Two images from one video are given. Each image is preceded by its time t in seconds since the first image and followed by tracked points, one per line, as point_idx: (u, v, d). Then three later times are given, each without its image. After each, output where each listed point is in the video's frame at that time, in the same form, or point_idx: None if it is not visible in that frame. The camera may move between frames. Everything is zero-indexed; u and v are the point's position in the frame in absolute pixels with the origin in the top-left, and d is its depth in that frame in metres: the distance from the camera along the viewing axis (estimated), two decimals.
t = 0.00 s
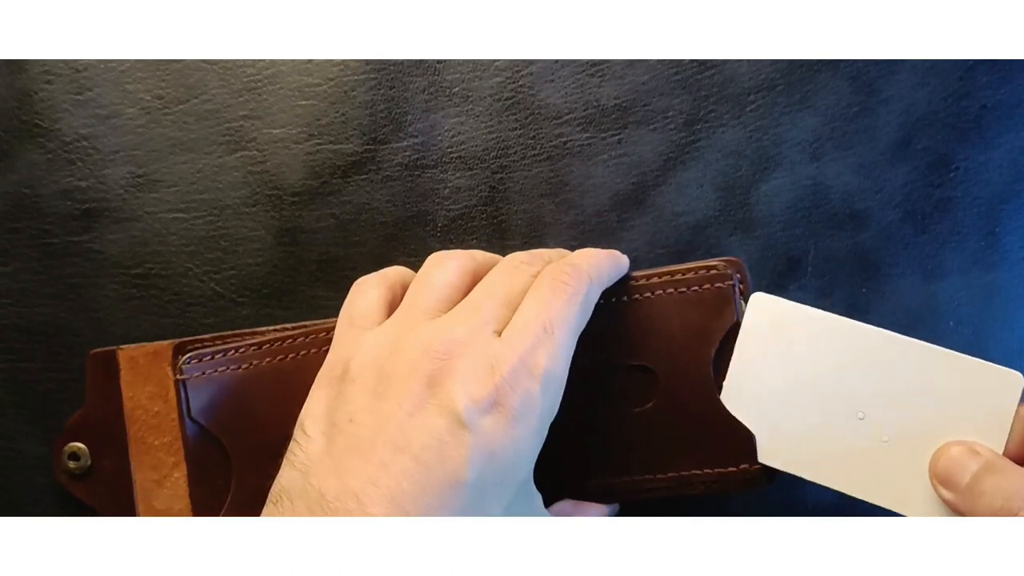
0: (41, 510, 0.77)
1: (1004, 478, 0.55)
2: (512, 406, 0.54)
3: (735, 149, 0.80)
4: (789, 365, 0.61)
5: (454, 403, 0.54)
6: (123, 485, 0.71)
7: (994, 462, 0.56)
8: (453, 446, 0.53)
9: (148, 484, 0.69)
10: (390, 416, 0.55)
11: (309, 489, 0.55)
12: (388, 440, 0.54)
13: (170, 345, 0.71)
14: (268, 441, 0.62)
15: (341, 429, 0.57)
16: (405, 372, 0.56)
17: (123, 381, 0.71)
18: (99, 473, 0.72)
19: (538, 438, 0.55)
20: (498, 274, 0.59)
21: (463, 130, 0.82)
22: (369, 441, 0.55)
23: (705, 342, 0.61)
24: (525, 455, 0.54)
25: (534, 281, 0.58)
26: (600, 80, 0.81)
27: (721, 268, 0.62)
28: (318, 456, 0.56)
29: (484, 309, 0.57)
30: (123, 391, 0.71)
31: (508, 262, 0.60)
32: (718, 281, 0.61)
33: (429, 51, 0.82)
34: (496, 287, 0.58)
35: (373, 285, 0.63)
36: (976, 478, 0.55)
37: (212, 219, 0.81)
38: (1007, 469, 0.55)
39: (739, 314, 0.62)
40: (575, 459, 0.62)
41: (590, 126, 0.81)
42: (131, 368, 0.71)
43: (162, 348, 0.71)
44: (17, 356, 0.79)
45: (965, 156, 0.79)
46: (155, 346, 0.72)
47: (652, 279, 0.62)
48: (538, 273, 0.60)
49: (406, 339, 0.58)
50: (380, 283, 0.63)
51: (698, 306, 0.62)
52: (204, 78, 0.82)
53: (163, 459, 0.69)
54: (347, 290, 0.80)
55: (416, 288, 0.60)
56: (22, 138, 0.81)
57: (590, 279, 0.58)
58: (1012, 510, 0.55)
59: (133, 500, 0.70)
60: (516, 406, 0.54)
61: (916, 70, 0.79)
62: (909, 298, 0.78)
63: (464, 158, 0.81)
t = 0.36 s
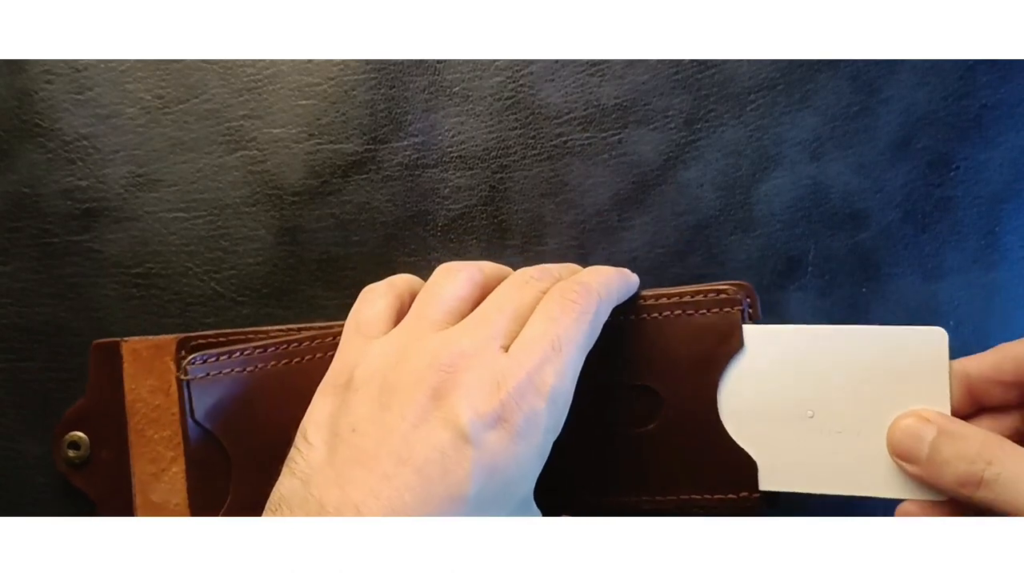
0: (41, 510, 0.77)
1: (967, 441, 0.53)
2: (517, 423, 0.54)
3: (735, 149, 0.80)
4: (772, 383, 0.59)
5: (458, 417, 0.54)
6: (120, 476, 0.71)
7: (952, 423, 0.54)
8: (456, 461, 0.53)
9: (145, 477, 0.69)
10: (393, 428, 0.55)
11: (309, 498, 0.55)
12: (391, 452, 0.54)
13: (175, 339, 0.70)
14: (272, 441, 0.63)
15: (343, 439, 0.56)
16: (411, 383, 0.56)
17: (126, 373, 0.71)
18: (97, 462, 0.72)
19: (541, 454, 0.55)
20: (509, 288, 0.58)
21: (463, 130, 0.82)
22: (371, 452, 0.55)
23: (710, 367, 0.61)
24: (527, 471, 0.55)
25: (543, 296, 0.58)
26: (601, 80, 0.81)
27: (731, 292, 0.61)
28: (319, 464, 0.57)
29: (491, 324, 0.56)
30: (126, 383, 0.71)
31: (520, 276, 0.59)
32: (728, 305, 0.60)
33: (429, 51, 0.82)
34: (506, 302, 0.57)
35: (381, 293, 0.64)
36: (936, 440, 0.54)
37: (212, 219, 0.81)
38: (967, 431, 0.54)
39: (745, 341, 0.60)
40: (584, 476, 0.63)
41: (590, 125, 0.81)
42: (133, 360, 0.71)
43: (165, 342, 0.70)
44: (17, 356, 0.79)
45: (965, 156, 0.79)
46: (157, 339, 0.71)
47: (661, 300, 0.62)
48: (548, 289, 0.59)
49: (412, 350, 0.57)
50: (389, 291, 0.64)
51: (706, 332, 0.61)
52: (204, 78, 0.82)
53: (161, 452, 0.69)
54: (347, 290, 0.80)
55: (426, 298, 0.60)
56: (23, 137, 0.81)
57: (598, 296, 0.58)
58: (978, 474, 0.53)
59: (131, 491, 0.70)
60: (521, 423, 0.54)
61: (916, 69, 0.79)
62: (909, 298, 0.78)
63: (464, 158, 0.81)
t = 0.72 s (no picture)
0: (42, 510, 0.77)
1: (863, 420, 0.55)
2: (520, 423, 0.54)
3: (735, 149, 0.80)
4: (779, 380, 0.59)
5: (461, 417, 0.54)
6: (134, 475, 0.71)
7: (847, 406, 0.56)
8: (459, 461, 0.53)
9: (156, 480, 0.68)
10: (396, 429, 0.55)
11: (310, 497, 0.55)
12: (393, 453, 0.54)
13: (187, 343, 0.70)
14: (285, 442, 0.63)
15: (347, 439, 0.57)
16: (416, 383, 0.56)
17: (137, 374, 0.70)
18: (110, 462, 0.73)
19: (544, 454, 0.55)
20: (515, 289, 0.58)
21: (463, 130, 0.82)
22: (374, 451, 0.55)
23: (724, 368, 0.60)
24: (531, 471, 0.54)
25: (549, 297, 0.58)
26: (600, 80, 0.81)
27: (741, 291, 0.60)
28: (321, 465, 0.56)
29: (497, 324, 0.57)
30: (137, 384, 0.70)
31: (527, 278, 0.59)
32: (739, 305, 0.60)
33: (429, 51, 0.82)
34: (513, 302, 0.58)
35: (390, 293, 0.64)
36: (835, 421, 0.56)
37: (212, 219, 0.81)
38: (862, 411, 0.56)
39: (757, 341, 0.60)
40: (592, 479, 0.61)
41: (590, 125, 0.81)
42: (144, 362, 0.70)
43: (177, 343, 0.70)
44: (17, 356, 0.79)
45: (965, 156, 0.79)
46: (170, 341, 0.71)
47: (672, 299, 0.61)
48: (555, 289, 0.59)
49: (418, 350, 0.58)
50: (397, 292, 0.64)
51: (717, 332, 0.60)
52: (204, 78, 0.82)
53: (173, 454, 0.68)
54: (347, 290, 0.80)
55: (432, 298, 0.60)
56: (23, 137, 0.81)
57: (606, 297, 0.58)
58: (875, 449, 0.54)
59: (144, 492, 0.69)
60: (524, 423, 0.54)
61: (916, 69, 0.79)
62: (909, 298, 0.78)
63: (464, 158, 0.81)
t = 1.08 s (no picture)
0: (41, 510, 0.77)
1: (911, 391, 0.57)
2: (508, 409, 0.53)
3: (736, 148, 0.80)
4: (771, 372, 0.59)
5: (449, 404, 0.53)
6: (127, 473, 0.71)
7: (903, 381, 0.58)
8: (446, 447, 0.53)
9: (151, 476, 0.69)
10: (384, 417, 0.55)
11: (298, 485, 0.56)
12: (380, 440, 0.54)
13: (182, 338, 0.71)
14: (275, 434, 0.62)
15: (336, 427, 0.57)
16: (403, 370, 0.56)
17: (131, 370, 0.71)
18: (104, 460, 0.72)
19: (534, 443, 0.54)
20: (505, 279, 0.58)
21: (463, 130, 0.82)
22: (363, 438, 0.55)
23: (716, 359, 0.60)
24: (519, 459, 0.54)
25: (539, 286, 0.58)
26: (600, 80, 0.81)
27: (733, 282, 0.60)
28: (311, 453, 0.57)
29: (486, 313, 0.56)
30: (131, 380, 0.71)
31: (517, 269, 0.59)
32: (729, 296, 0.59)
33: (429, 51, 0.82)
34: (502, 291, 0.57)
35: (381, 284, 0.64)
36: (887, 394, 0.57)
37: (212, 219, 0.81)
38: (915, 385, 0.58)
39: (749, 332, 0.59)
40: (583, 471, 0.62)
41: (590, 126, 0.81)
42: (139, 357, 0.71)
43: (172, 339, 0.72)
44: (17, 356, 0.79)
45: (965, 156, 0.79)
46: (166, 336, 0.72)
47: (664, 291, 0.61)
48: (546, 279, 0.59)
49: (406, 339, 0.58)
50: (389, 283, 0.64)
51: (709, 323, 0.60)
52: (204, 78, 0.82)
53: (167, 449, 0.70)
54: (347, 290, 0.80)
55: (422, 289, 0.60)
56: (23, 137, 0.81)
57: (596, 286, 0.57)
58: (932, 420, 0.56)
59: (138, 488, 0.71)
60: (513, 409, 0.53)
61: (916, 69, 0.79)
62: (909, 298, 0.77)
63: (464, 158, 0.81)
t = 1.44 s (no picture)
0: (41, 510, 0.77)
1: (870, 392, 0.57)
2: (509, 403, 0.53)
3: (736, 148, 0.80)
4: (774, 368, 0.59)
5: (450, 399, 0.54)
6: (130, 474, 0.71)
7: (861, 381, 0.58)
8: (446, 442, 0.53)
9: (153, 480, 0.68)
10: (385, 413, 0.56)
11: (302, 483, 0.57)
12: (382, 437, 0.55)
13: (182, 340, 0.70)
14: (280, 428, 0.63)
15: (338, 425, 0.57)
16: (402, 366, 0.56)
17: (134, 373, 0.71)
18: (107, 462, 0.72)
19: (536, 437, 0.54)
20: (505, 276, 0.59)
21: (464, 130, 0.82)
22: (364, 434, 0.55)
23: (718, 355, 0.60)
24: (522, 453, 0.54)
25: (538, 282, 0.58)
26: (600, 80, 0.81)
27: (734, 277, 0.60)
28: (313, 451, 0.57)
29: (485, 308, 0.57)
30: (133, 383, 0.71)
31: (517, 266, 0.60)
32: (731, 291, 0.59)
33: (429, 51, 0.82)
34: (503, 288, 0.58)
35: (382, 282, 0.64)
36: (845, 394, 0.57)
37: (212, 219, 0.81)
38: (873, 384, 0.57)
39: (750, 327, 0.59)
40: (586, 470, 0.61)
41: (590, 126, 0.81)
42: (141, 361, 0.71)
43: (172, 343, 0.70)
44: (17, 356, 0.79)
45: (965, 156, 0.79)
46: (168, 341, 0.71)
47: (664, 288, 0.61)
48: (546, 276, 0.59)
49: (405, 336, 0.58)
50: (390, 282, 0.64)
51: (709, 319, 0.60)
52: (204, 78, 0.82)
53: (169, 453, 0.68)
54: (346, 290, 0.80)
55: (422, 287, 0.60)
56: (23, 137, 0.81)
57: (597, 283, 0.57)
58: (890, 420, 0.55)
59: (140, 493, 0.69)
60: (514, 403, 0.53)
61: (916, 69, 0.79)
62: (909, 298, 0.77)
63: (464, 158, 0.81)
